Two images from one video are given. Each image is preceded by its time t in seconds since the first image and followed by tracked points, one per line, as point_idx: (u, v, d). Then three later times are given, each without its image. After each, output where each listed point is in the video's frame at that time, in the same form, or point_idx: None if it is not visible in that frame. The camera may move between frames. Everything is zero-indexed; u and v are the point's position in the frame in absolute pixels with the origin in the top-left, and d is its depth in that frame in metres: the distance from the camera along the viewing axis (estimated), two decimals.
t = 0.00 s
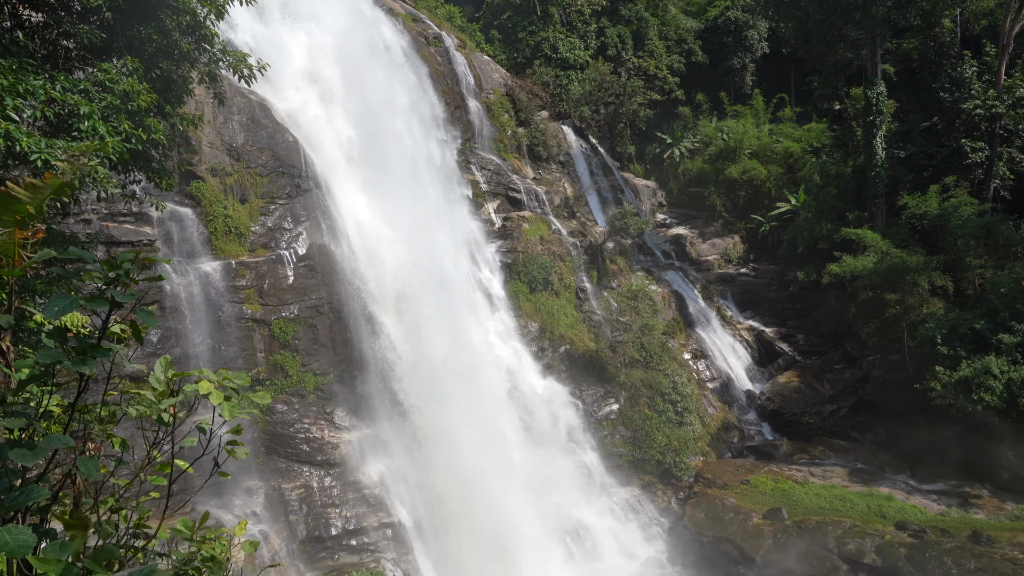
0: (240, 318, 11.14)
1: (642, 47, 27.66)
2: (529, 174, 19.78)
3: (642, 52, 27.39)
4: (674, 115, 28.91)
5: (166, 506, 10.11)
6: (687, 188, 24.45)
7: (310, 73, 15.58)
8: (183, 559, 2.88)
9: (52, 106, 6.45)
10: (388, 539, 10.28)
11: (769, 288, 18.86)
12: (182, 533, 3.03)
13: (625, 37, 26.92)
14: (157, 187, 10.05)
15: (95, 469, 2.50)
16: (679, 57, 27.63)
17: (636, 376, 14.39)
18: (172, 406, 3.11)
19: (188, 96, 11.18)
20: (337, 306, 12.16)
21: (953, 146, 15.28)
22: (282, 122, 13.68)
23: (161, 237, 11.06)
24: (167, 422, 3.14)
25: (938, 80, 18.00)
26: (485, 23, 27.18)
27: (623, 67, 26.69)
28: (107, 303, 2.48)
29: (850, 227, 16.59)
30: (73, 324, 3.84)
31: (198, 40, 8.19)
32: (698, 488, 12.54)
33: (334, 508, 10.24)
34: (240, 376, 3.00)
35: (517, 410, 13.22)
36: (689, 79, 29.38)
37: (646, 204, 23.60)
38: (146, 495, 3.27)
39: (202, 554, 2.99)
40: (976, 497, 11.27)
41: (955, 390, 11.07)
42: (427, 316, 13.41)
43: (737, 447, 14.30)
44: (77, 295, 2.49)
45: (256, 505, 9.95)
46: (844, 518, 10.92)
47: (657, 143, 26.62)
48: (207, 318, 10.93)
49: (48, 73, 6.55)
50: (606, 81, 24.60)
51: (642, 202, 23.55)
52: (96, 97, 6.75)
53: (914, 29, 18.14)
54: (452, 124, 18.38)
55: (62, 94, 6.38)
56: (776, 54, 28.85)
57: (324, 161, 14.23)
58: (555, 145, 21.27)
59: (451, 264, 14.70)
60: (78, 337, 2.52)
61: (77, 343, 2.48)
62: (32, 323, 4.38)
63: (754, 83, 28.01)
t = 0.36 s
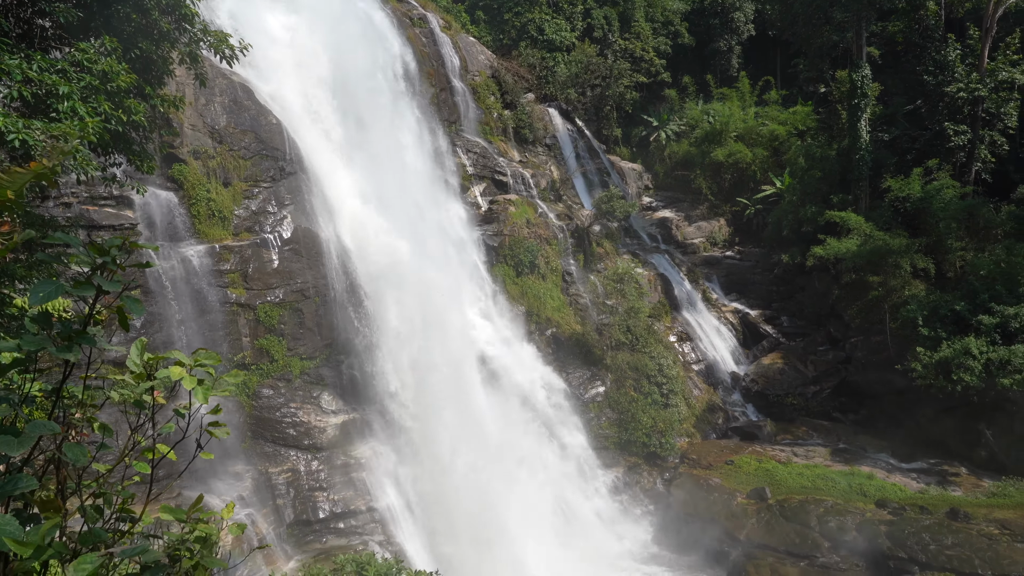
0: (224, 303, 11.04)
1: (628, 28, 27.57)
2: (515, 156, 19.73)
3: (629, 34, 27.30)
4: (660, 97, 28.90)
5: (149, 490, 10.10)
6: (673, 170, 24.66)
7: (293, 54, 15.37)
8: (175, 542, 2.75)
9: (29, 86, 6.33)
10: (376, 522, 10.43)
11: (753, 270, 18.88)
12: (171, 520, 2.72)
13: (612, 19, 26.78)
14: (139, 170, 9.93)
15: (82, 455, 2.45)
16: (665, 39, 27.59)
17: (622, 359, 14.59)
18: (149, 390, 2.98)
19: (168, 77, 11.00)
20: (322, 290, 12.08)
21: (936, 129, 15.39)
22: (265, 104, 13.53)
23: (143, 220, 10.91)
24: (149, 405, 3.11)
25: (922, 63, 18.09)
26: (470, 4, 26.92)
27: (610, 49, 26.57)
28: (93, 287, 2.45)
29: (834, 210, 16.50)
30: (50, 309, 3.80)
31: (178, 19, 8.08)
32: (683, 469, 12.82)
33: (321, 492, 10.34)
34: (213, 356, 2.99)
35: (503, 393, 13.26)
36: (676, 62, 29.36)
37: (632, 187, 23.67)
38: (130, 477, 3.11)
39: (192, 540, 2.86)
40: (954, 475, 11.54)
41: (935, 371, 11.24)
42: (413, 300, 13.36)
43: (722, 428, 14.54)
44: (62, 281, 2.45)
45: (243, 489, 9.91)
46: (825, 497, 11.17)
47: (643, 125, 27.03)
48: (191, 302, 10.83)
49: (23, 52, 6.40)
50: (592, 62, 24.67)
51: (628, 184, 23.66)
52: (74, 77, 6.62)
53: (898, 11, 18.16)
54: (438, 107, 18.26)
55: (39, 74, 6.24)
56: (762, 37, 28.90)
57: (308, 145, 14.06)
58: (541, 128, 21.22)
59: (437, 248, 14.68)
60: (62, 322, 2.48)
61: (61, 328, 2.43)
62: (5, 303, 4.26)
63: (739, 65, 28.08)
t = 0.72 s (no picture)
0: (206, 288, 10.93)
1: (613, 11, 27.48)
2: (499, 139, 19.68)
3: (613, 16, 27.23)
4: (645, 80, 28.92)
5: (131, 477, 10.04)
6: (659, 153, 24.83)
7: (274, 36, 15.19)
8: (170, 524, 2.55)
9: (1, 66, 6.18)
10: (362, 505, 10.50)
11: (736, 253, 19.28)
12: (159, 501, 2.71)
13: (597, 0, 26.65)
14: (117, 153, 9.81)
15: (62, 441, 2.37)
16: (650, 22, 27.55)
17: (607, 342, 14.72)
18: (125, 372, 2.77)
19: (146, 58, 10.81)
20: (306, 274, 12.00)
21: (918, 112, 15.49)
22: (246, 86, 13.38)
23: (123, 204, 10.77)
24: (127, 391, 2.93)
25: (904, 46, 18.21)
26: None
27: (594, 31, 26.46)
28: (64, 272, 2.30)
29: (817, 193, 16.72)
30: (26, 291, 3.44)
31: None
32: (666, 450, 12.99)
33: (307, 477, 10.35)
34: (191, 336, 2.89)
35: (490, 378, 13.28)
36: (660, 44, 29.36)
37: (616, 170, 23.84)
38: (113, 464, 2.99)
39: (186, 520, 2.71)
40: (932, 454, 11.80)
41: (914, 352, 11.41)
42: (399, 285, 13.29)
43: (705, 410, 14.76)
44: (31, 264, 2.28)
45: (228, 474, 9.87)
46: (806, 476, 11.42)
47: (628, 109, 27.34)
48: (173, 288, 10.72)
49: None
50: (576, 45, 24.45)
51: (613, 167, 23.81)
52: (48, 58, 6.50)
53: None
54: (421, 89, 18.14)
55: (12, 53, 6.10)
56: (746, 20, 29.03)
57: (291, 128, 13.90)
58: (525, 111, 21.20)
59: (424, 232, 14.59)
60: (36, 306, 2.33)
61: (36, 312, 2.29)
62: None
63: (724, 48, 28.17)
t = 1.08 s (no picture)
0: (188, 272, 10.81)
1: None
2: (483, 122, 19.58)
3: None
4: (629, 62, 28.84)
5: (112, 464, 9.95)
6: (643, 136, 24.83)
7: (254, 16, 14.95)
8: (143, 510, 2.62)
9: None
10: (348, 489, 10.48)
11: (720, 236, 19.37)
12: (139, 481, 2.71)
13: None
14: (94, 135, 9.68)
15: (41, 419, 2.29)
16: (634, 3, 27.43)
17: (591, 325, 14.84)
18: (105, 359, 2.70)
19: (121, 38, 10.62)
20: (289, 258, 11.93)
21: (899, 95, 15.62)
22: (225, 67, 13.18)
23: (101, 187, 10.59)
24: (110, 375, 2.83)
25: (886, 29, 18.31)
26: None
27: (579, 13, 26.26)
28: (26, 252, 2.20)
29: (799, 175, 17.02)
30: None
31: None
32: (651, 432, 13.19)
33: (292, 461, 10.29)
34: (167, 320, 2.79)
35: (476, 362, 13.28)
36: (644, 26, 29.28)
37: (601, 152, 23.92)
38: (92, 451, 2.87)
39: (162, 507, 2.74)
40: (909, 433, 12.02)
41: (893, 332, 11.56)
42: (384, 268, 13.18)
43: (688, 391, 14.92)
44: None
45: (211, 459, 9.81)
46: (787, 456, 11.59)
47: (612, 91, 26.66)
48: (153, 272, 10.59)
49: None
50: (561, 26, 24.32)
51: (597, 150, 23.81)
52: (21, 37, 6.59)
53: None
54: (404, 71, 17.95)
55: None
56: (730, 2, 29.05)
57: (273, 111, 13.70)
58: (509, 93, 21.09)
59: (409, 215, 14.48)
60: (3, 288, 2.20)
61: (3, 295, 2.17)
62: None
63: (708, 30, 28.18)
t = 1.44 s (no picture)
0: (170, 258, 10.68)
1: None
2: (467, 106, 19.46)
3: None
4: (614, 45, 28.72)
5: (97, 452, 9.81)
6: (627, 119, 24.87)
7: None
8: (123, 498, 2.47)
9: None
10: (334, 473, 10.46)
11: (704, 220, 19.57)
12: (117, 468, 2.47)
13: None
14: (70, 118, 9.49)
15: (16, 405, 2.09)
16: None
17: (576, 309, 14.90)
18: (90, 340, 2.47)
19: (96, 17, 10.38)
20: (272, 243, 11.83)
21: (881, 79, 15.70)
22: (204, 48, 12.98)
23: (79, 171, 10.39)
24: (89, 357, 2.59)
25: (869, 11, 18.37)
26: None
27: None
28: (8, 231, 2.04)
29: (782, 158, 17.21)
30: None
31: None
32: (635, 414, 13.24)
33: (278, 446, 10.23)
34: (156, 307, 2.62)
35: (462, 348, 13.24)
36: (629, 8, 29.25)
37: (585, 136, 23.92)
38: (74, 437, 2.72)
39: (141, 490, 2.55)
40: (889, 413, 12.22)
41: (874, 314, 11.70)
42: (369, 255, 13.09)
43: (672, 373, 15.08)
44: None
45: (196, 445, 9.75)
46: (769, 436, 11.73)
47: (596, 74, 26.89)
48: (134, 258, 10.43)
49: None
50: (546, 8, 24.00)
51: (582, 134, 23.84)
52: None
53: None
54: (386, 53, 17.74)
55: None
56: None
57: (254, 95, 13.49)
58: (493, 76, 20.97)
59: (393, 199, 14.40)
60: None
61: None
62: None
63: (692, 13, 28.19)
